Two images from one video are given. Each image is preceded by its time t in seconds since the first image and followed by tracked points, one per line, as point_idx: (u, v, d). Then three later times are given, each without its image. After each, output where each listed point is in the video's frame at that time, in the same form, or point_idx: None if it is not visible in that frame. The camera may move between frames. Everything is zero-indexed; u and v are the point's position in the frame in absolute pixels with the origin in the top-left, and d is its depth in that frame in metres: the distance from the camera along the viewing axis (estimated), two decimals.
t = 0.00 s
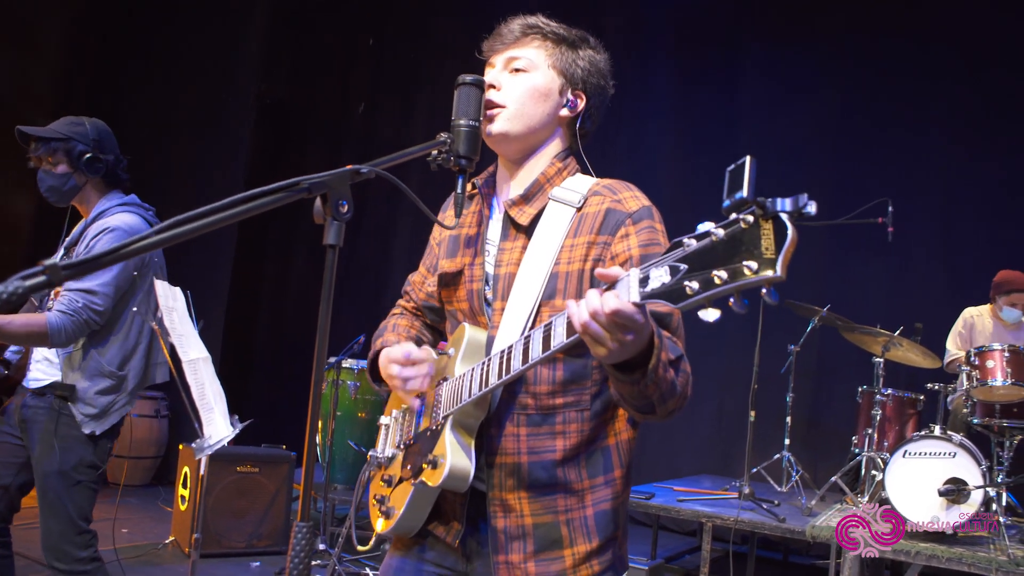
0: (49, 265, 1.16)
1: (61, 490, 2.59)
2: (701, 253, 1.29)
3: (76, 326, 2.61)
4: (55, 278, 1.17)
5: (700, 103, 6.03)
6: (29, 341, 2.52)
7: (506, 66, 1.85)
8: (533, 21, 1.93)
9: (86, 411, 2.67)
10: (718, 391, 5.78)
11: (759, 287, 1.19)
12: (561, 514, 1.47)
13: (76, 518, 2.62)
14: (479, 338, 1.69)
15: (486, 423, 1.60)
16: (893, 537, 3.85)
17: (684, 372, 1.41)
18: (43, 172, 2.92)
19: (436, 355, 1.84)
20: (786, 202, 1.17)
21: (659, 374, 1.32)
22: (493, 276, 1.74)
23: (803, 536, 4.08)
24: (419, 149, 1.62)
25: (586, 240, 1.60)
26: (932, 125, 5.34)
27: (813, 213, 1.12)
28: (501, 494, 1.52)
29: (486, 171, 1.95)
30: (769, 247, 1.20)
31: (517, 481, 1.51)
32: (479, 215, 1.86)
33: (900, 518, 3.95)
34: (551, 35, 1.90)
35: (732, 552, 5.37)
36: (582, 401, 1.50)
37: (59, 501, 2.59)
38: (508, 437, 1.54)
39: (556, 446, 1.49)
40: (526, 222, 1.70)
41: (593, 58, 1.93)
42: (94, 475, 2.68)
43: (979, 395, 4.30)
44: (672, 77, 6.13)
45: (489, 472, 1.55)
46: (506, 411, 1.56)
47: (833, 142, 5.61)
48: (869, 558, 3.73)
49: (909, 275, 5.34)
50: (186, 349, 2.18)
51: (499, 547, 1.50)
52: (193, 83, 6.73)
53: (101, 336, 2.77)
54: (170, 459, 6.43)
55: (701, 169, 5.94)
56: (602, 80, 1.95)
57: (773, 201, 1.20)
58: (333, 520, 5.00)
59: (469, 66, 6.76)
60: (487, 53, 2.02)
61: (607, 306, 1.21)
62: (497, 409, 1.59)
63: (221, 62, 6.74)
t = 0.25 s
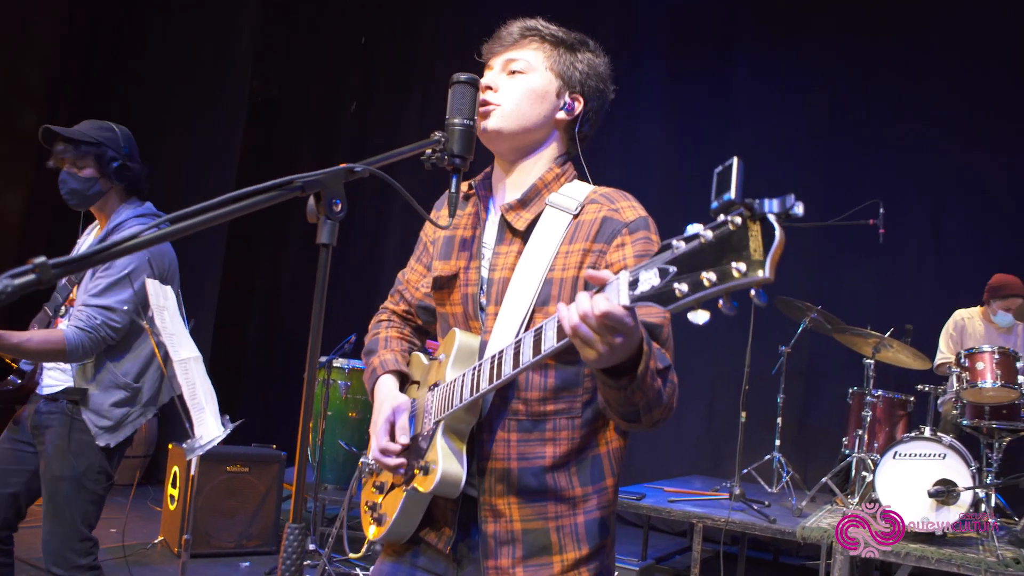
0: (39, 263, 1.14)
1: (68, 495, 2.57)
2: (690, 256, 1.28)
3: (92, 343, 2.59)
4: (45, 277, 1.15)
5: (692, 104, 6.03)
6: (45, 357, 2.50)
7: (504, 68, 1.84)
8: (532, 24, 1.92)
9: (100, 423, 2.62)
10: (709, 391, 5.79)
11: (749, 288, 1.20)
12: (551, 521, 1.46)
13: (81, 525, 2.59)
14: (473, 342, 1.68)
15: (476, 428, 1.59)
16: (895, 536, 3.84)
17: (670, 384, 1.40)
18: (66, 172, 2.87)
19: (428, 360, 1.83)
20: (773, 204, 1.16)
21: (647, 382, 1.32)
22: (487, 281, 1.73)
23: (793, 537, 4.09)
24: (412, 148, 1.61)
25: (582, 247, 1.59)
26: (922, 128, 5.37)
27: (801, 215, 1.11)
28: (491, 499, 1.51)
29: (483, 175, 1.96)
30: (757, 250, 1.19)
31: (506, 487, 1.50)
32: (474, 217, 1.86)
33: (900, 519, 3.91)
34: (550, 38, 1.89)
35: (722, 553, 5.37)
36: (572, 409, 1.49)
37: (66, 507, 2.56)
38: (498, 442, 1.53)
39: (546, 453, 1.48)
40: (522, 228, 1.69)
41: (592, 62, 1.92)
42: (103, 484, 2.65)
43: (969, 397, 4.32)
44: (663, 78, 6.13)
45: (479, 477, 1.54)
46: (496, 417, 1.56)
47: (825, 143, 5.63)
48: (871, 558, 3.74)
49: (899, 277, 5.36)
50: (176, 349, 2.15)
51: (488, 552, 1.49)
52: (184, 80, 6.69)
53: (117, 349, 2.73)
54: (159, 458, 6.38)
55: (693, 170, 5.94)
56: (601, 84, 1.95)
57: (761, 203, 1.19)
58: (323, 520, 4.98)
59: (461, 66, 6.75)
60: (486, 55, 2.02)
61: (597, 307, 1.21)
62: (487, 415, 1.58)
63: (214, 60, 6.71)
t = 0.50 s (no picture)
0: (34, 263, 1.13)
1: (88, 488, 2.56)
2: (694, 252, 1.27)
3: (117, 347, 2.61)
4: (40, 276, 1.13)
5: (689, 103, 6.04)
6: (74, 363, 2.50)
7: (504, 63, 1.83)
8: (533, 19, 1.91)
9: (120, 421, 2.63)
10: (705, 392, 5.78)
11: (753, 285, 1.19)
12: (553, 516, 1.46)
13: (98, 519, 2.57)
14: (473, 337, 1.67)
15: (476, 423, 1.58)
16: (896, 536, 3.85)
17: (679, 374, 1.39)
18: (99, 167, 2.85)
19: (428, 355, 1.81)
20: (781, 201, 1.16)
21: (654, 374, 1.31)
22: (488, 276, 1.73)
23: (789, 538, 4.09)
24: (411, 147, 1.60)
25: (583, 242, 1.59)
26: (919, 128, 5.37)
27: (808, 213, 1.12)
28: (492, 495, 1.51)
29: (483, 172, 1.95)
30: (764, 246, 1.19)
31: (508, 482, 1.50)
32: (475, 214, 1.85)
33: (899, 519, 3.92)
34: (550, 33, 1.88)
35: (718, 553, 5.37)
36: (574, 403, 1.49)
37: (85, 499, 2.55)
38: (499, 437, 1.52)
39: (548, 447, 1.47)
40: (523, 223, 1.68)
41: (591, 60, 1.91)
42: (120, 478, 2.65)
43: (965, 398, 4.32)
44: (661, 78, 6.13)
45: (480, 472, 1.53)
46: (497, 412, 1.55)
47: (822, 144, 5.63)
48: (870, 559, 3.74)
49: (896, 278, 5.36)
50: (173, 347, 2.14)
51: (490, 548, 1.48)
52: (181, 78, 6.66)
53: (137, 351, 2.74)
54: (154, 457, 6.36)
55: (690, 170, 5.94)
56: (599, 82, 1.93)
57: (769, 200, 1.19)
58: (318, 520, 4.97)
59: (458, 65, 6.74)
60: (485, 48, 2.00)
61: (600, 302, 1.20)
62: (488, 409, 1.56)
63: (211, 59, 6.69)
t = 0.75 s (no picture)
0: (35, 258, 1.11)
1: (95, 483, 2.59)
2: (689, 251, 1.27)
3: (133, 348, 2.66)
4: (40, 271, 1.12)
5: (687, 102, 6.03)
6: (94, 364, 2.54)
7: (505, 65, 1.83)
8: (533, 20, 1.90)
9: (128, 419, 2.67)
10: (704, 390, 5.78)
11: (748, 283, 1.17)
12: (553, 522, 1.45)
13: (104, 513, 2.61)
14: (473, 343, 1.66)
15: (475, 429, 1.58)
16: (896, 536, 3.85)
17: (674, 380, 1.38)
18: (115, 166, 2.84)
19: (430, 361, 1.81)
20: (774, 199, 1.14)
21: (648, 379, 1.30)
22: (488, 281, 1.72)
23: (789, 536, 4.09)
24: (414, 143, 1.59)
25: (583, 246, 1.58)
26: (918, 126, 5.37)
27: (802, 208, 1.09)
28: (492, 501, 1.50)
29: (482, 176, 1.94)
30: (757, 244, 1.18)
31: (508, 488, 1.49)
32: (474, 219, 1.85)
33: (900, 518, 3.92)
34: (551, 35, 1.87)
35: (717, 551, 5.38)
36: (574, 409, 1.48)
37: (91, 495, 2.58)
38: (499, 443, 1.52)
39: (548, 454, 1.46)
40: (523, 228, 1.68)
41: (592, 62, 1.90)
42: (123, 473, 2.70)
43: (964, 397, 4.32)
44: (659, 76, 6.13)
45: (480, 477, 1.52)
46: (496, 417, 1.54)
47: (820, 142, 5.62)
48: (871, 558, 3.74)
49: (894, 277, 5.36)
50: (173, 345, 2.13)
51: (490, 554, 1.48)
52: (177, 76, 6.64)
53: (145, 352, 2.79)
54: (152, 455, 6.35)
55: (689, 168, 5.94)
56: (600, 84, 1.93)
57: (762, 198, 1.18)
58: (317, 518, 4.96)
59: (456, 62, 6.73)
60: (486, 50, 1.99)
61: (594, 303, 1.19)
62: (487, 415, 1.56)
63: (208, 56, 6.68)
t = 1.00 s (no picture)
0: (32, 253, 1.10)
1: (92, 473, 2.66)
2: (694, 235, 1.25)
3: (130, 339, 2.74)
4: (37, 266, 1.11)
5: (686, 99, 6.02)
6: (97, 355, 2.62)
7: (503, 61, 1.81)
8: (527, 12, 1.88)
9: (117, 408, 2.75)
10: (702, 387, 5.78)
11: (753, 266, 1.17)
12: (556, 511, 1.44)
13: (102, 500, 2.68)
14: (475, 331, 1.65)
15: (477, 416, 1.57)
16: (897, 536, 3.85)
17: (688, 363, 1.36)
18: (107, 155, 2.85)
19: (433, 349, 1.80)
20: (781, 181, 1.14)
21: (656, 365, 1.29)
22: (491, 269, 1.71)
23: (787, 534, 4.09)
24: (414, 138, 1.57)
25: (587, 233, 1.56)
26: (917, 123, 5.36)
27: (808, 192, 1.09)
28: (495, 490, 1.49)
29: (484, 164, 1.92)
30: (763, 226, 1.17)
31: (511, 478, 1.48)
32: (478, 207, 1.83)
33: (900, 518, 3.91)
34: (547, 24, 1.86)
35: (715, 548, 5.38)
36: (578, 398, 1.47)
37: (88, 484, 2.64)
38: (501, 431, 1.50)
39: (551, 442, 1.45)
40: (525, 216, 1.67)
41: (591, 47, 1.88)
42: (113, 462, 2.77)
43: (963, 395, 4.32)
44: (658, 73, 6.13)
45: (482, 466, 1.51)
46: (499, 405, 1.53)
47: (820, 139, 5.62)
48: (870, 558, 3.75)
49: (893, 274, 5.36)
50: (172, 341, 2.11)
51: (492, 544, 1.47)
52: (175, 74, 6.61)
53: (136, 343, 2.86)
54: (149, 451, 6.34)
55: (688, 165, 5.93)
56: (600, 67, 1.91)
57: (768, 180, 1.17)
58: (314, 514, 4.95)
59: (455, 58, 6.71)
60: (481, 47, 1.98)
61: (602, 288, 1.18)
62: (489, 403, 1.55)
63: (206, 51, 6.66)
